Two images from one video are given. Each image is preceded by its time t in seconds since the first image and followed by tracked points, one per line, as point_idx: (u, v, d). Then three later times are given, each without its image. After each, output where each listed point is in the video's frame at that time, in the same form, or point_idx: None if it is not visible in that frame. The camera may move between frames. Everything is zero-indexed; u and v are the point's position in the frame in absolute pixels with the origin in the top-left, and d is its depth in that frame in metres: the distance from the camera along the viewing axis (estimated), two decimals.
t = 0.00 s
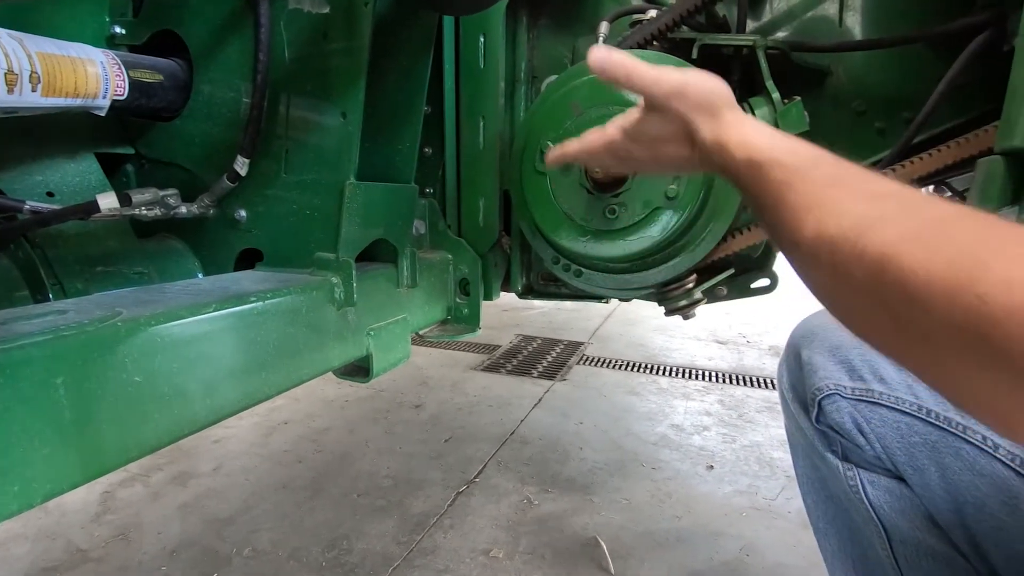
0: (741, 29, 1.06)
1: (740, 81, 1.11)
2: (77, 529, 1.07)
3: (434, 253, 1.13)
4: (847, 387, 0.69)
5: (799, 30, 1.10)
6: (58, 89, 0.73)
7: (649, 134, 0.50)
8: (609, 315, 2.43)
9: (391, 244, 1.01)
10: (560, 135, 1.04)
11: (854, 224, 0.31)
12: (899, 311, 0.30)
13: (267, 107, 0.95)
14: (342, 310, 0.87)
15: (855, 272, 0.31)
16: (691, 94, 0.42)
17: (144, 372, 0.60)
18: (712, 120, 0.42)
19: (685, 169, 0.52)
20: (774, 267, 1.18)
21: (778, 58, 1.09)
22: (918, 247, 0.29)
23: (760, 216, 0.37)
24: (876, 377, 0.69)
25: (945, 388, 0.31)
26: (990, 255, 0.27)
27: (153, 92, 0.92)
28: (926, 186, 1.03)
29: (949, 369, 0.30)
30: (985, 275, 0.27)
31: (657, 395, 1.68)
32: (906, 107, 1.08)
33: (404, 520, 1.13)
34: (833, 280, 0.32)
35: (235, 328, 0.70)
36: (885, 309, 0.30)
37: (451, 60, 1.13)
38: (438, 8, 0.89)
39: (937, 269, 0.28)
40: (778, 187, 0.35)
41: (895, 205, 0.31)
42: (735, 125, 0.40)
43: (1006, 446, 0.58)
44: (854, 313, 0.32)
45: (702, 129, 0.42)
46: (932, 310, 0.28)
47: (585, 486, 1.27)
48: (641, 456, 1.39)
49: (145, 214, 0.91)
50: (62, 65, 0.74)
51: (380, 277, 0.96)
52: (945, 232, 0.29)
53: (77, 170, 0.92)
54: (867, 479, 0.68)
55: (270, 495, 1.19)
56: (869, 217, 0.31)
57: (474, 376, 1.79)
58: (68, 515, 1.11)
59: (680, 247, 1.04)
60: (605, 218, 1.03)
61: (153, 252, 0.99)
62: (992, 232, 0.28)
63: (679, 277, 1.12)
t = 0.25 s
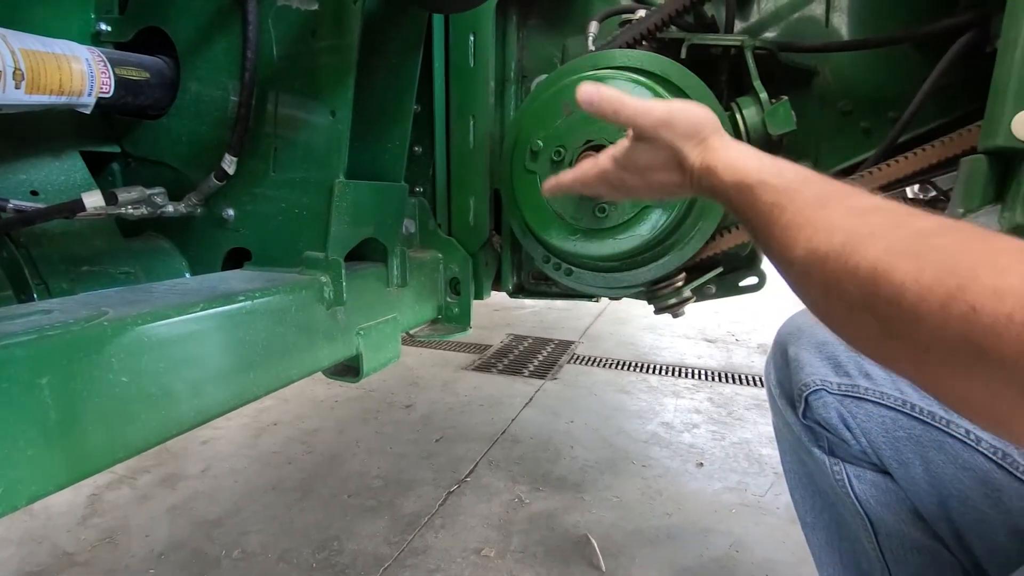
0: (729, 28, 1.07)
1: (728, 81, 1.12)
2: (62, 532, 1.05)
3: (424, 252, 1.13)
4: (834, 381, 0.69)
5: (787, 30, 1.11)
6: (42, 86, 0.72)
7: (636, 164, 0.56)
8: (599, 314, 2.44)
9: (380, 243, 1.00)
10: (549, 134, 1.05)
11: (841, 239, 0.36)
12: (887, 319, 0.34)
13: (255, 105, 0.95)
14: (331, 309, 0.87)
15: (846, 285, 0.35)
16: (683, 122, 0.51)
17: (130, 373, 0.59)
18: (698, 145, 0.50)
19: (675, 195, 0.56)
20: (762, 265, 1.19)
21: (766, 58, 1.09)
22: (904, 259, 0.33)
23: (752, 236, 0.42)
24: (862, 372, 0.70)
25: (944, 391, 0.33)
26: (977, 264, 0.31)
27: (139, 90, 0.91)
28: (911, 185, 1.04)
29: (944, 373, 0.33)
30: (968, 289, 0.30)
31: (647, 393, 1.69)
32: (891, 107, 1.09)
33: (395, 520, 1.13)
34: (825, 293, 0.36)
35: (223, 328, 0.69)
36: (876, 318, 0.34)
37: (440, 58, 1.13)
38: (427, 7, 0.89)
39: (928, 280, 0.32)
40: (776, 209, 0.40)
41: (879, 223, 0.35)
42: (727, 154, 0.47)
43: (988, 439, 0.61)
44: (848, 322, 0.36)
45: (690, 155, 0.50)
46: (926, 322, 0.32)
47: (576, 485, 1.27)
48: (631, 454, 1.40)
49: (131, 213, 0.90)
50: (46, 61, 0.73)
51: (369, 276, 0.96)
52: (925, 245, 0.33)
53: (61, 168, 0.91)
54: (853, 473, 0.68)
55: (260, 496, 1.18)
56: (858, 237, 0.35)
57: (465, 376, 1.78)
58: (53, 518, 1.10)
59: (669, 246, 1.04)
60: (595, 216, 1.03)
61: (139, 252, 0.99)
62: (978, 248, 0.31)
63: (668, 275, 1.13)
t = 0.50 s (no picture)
0: (716, 28, 1.08)
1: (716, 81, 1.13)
2: (47, 535, 1.04)
3: (414, 250, 1.13)
4: (822, 375, 0.70)
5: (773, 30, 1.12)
6: (25, 82, 0.71)
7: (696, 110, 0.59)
8: (588, 314, 2.45)
9: (369, 241, 1.00)
10: (539, 133, 1.05)
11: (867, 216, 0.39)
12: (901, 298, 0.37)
13: (243, 103, 0.94)
14: (320, 308, 0.86)
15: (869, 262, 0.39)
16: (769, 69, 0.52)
17: (116, 372, 0.58)
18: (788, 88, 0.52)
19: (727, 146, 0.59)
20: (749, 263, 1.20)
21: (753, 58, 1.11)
22: (923, 238, 0.36)
23: (793, 202, 0.46)
24: (851, 365, 0.71)
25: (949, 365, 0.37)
26: (986, 247, 0.34)
27: (125, 87, 0.90)
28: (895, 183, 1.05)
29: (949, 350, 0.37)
30: (975, 273, 0.33)
31: (636, 391, 1.70)
32: (875, 106, 1.10)
33: (385, 520, 1.12)
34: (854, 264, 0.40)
35: (210, 327, 0.69)
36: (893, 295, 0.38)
37: (429, 57, 1.13)
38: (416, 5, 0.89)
39: (938, 261, 0.35)
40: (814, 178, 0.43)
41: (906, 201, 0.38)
42: (783, 101, 0.50)
43: (976, 430, 0.61)
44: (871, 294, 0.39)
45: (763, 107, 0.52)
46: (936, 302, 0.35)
47: (567, 482, 1.27)
48: (621, 451, 1.40)
49: (116, 211, 0.89)
50: (29, 57, 0.72)
51: (359, 275, 0.96)
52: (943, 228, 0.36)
53: (45, 166, 0.90)
54: (842, 464, 0.69)
55: (249, 497, 1.17)
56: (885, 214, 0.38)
57: (455, 375, 1.78)
58: (37, 521, 1.08)
59: (657, 244, 1.05)
60: (584, 215, 1.03)
61: (125, 250, 0.98)
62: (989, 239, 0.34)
63: (657, 274, 1.12)
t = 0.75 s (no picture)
0: (704, 30, 1.09)
1: (704, 82, 1.14)
2: (32, 541, 1.03)
3: (404, 251, 1.13)
4: (810, 373, 0.71)
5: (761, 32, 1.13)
6: (10, 82, 0.70)
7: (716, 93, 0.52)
8: (578, 313, 2.45)
9: (359, 242, 1.00)
10: (529, 134, 1.05)
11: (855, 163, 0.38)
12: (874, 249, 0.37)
13: (231, 103, 0.93)
14: (310, 309, 0.86)
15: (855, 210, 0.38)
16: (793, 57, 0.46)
17: (105, 375, 0.58)
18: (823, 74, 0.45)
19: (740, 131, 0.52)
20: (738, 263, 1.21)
21: (741, 60, 1.12)
22: (941, 234, 0.33)
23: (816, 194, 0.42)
24: (837, 364, 0.72)
25: (916, 318, 0.36)
26: (997, 241, 0.31)
27: (111, 86, 0.89)
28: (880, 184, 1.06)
29: (919, 302, 0.35)
30: (953, 205, 0.33)
31: (626, 390, 1.70)
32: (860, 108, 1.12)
33: (376, 521, 1.12)
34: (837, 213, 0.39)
35: (200, 329, 0.68)
36: (867, 242, 0.37)
37: (419, 57, 1.13)
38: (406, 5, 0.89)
39: (959, 260, 0.32)
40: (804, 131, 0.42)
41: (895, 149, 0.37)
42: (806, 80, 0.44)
43: (959, 428, 0.63)
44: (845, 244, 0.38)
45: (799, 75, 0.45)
46: (916, 243, 0.34)
47: (558, 482, 1.28)
48: (612, 450, 1.41)
49: (103, 212, 0.88)
50: (14, 56, 0.70)
51: (348, 275, 0.95)
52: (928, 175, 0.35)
53: (29, 166, 0.89)
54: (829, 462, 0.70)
55: (238, 500, 1.16)
56: (877, 160, 0.37)
57: (446, 376, 1.78)
58: (22, 526, 1.07)
59: (647, 245, 1.05)
60: (575, 216, 1.04)
61: (111, 252, 0.97)
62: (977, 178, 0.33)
63: (646, 274, 1.13)
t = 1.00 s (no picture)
0: (693, 30, 1.09)
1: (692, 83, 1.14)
2: (17, 546, 1.01)
3: (393, 251, 1.12)
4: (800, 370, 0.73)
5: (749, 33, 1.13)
6: None
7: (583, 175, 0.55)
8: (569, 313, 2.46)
9: (348, 241, 0.99)
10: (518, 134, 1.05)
11: (807, 245, 0.43)
12: (872, 320, 0.40)
13: (218, 102, 0.92)
14: (299, 309, 0.85)
15: (828, 292, 0.41)
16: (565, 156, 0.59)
17: (90, 377, 0.57)
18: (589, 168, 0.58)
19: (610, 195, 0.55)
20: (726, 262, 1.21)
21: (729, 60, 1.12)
22: (895, 267, 0.40)
23: (717, 284, 0.46)
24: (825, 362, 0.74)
25: (906, 358, 0.40)
26: (932, 259, 0.40)
27: (96, 85, 0.88)
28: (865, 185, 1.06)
29: (946, 358, 0.39)
30: (878, 249, 0.41)
31: (617, 389, 1.71)
32: (847, 109, 1.12)
33: (366, 523, 1.11)
34: (798, 299, 0.42)
35: (186, 330, 0.67)
36: (832, 303, 0.41)
37: (409, 56, 1.13)
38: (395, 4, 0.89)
39: (924, 279, 0.39)
40: (704, 217, 0.48)
41: (835, 227, 0.44)
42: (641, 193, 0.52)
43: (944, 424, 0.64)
44: (789, 307, 0.43)
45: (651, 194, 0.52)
46: (849, 284, 0.41)
47: (549, 481, 1.28)
48: (603, 449, 1.41)
49: (89, 212, 0.87)
50: None
51: (337, 275, 0.95)
52: (893, 242, 0.41)
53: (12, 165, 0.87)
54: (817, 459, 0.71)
55: (227, 502, 1.15)
56: (795, 235, 0.44)
57: (436, 376, 1.77)
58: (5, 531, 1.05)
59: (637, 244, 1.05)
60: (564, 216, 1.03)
61: (96, 253, 0.96)
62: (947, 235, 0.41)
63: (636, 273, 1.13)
